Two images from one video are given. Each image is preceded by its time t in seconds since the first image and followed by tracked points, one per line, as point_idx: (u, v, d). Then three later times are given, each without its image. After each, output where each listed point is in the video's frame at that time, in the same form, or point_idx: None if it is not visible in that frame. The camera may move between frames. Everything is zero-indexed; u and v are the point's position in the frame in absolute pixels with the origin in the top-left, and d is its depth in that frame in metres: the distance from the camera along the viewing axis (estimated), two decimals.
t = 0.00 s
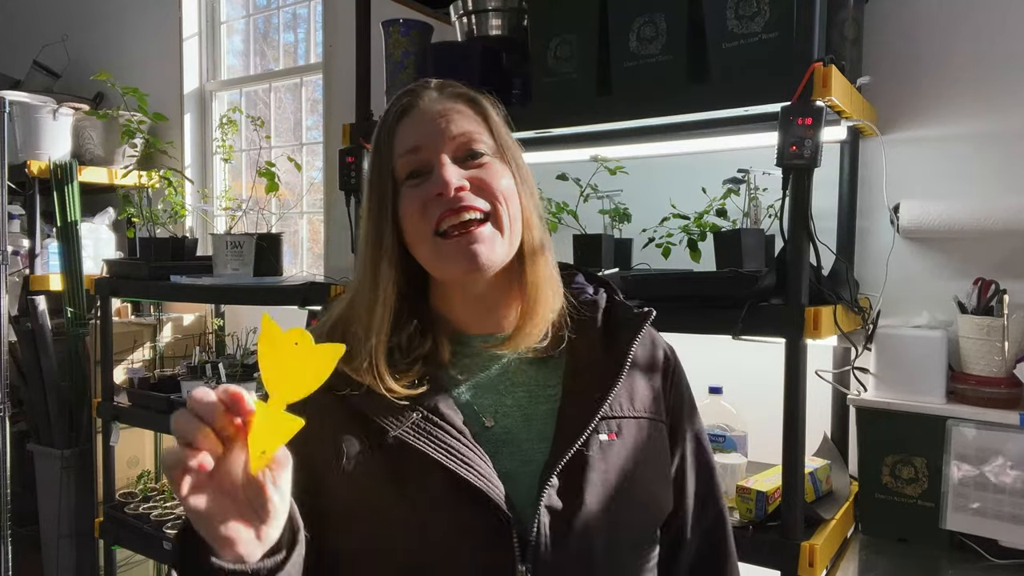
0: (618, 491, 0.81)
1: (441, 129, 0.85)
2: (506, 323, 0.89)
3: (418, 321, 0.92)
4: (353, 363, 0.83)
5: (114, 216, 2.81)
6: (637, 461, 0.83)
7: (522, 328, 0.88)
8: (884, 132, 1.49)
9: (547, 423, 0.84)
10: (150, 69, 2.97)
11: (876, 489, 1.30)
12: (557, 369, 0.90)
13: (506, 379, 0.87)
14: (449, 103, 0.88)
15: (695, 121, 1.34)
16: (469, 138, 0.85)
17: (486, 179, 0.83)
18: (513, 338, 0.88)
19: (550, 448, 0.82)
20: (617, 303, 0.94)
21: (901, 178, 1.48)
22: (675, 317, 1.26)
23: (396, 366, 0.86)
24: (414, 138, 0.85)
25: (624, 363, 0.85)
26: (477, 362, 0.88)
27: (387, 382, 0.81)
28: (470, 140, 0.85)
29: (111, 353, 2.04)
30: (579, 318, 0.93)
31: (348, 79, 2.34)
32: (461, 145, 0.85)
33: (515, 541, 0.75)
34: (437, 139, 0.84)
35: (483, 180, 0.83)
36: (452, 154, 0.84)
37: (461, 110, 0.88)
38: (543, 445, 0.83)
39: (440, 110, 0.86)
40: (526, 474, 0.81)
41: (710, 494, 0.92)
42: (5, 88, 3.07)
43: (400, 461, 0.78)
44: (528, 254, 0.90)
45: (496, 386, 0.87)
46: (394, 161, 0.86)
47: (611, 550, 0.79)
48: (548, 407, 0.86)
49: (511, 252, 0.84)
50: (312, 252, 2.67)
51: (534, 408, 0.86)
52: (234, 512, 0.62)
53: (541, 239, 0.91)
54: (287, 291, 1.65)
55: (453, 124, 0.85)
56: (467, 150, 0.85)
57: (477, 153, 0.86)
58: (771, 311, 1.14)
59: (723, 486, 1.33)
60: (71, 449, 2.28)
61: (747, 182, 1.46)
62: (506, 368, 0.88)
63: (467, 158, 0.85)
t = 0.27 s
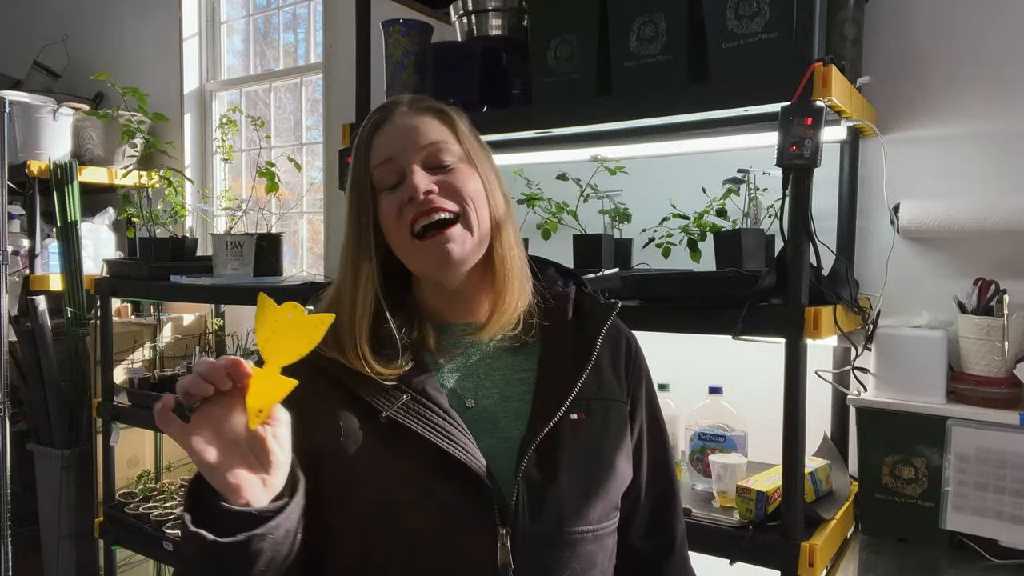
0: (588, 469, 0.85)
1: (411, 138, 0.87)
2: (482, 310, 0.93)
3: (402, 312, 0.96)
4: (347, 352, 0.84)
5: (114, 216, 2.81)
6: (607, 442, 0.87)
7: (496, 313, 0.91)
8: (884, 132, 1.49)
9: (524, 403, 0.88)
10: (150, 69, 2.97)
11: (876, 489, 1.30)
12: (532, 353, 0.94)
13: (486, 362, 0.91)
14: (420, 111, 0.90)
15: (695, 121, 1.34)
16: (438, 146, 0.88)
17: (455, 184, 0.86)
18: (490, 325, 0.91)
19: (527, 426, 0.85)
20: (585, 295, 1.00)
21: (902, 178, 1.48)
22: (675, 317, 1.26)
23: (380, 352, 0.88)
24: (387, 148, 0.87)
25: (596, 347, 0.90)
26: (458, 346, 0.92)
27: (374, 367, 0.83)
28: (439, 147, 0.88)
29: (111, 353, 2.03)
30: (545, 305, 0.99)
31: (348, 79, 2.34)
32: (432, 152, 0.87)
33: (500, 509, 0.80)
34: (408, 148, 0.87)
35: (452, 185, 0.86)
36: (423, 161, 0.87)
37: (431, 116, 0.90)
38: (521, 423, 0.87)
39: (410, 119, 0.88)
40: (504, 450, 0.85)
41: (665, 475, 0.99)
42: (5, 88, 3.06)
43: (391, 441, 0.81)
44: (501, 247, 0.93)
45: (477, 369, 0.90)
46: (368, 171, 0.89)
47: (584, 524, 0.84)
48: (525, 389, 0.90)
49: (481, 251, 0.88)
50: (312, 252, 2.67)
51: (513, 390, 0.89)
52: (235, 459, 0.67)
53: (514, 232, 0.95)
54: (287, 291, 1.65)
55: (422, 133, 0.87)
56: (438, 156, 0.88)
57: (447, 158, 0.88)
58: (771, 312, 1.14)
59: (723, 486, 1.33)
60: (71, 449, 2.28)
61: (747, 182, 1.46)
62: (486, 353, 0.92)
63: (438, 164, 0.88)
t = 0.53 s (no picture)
0: (575, 448, 0.94)
1: (395, 150, 0.94)
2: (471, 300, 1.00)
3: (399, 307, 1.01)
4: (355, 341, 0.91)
5: (114, 216, 2.81)
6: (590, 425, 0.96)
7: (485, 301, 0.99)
8: (885, 132, 1.49)
9: (517, 386, 0.97)
10: (150, 69, 2.97)
11: (876, 489, 1.30)
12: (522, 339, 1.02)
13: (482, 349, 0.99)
14: (401, 128, 0.97)
15: (696, 121, 1.34)
16: (420, 156, 0.94)
17: (440, 187, 0.93)
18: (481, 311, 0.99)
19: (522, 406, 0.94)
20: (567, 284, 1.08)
21: (902, 178, 1.48)
22: (675, 317, 1.26)
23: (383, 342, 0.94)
24: (374, 164, 0.94)
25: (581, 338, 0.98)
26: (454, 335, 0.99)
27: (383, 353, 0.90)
28: (422, 156, 0.95)
29: (111, 353, 2.03)
30: (529, 293, 1.06)
31: (348, 79, 2.34)
32: (416, 161, 0.94)
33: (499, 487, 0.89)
34: (393, 161, 0.94)
35: (438, 188, 0.93)
36: (408, 171, 0.93)
37: (412, 131, 0.97)
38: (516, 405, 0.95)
39: (391, 136, 0.95)
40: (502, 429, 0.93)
41: (641, 459, 1.07)
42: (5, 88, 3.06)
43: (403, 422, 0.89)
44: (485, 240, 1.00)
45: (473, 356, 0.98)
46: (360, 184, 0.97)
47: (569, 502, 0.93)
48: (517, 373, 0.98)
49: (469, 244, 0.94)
50: (312, 252, 2.67)
51: (506, 374, 0.98)
52: (337, 433, 0.72)
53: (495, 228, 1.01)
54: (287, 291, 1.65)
55: (405, 146, 0.94)
56: (422, 165, 0.94)
57: (430, 166, 0.95)
58: (771, 312, 1.14)
59: (723, 486, 1.33)
60: (71, 450, 2.27)
61: (747, 182, 1.46)
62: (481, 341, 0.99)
63: (422, 172, 0.94)
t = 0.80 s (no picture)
0: (584, 435, 0.97)
1: (418, 150, 0.98)
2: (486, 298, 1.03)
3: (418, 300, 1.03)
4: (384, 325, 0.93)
5: (114, 216, 2.81)
6: (597, 413, 1.00)
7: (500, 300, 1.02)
8: (885, 132, 1.49)
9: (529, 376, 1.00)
10: (150, 69, 2.97)
11: (876, 489, 1.30)
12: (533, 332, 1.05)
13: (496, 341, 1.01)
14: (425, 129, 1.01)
15: (696, 121, 1.34)
16: (441, 156, 0.98)
17: (460, 185, 0.96)
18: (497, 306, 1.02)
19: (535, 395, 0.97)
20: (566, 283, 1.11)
21: (902, 178, 1.48)
22: (675, 317, 1.26)
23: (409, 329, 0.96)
24: (398, 162, 0.98)
25: (589, 328, 1.02)
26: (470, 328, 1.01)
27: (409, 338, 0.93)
28: (444, 156, 0.98)
29: (111, 353, 2.03)
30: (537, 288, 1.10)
31: (348, 79, 2.34)
32: (436, 160, 0.98)
33: (518, 475, 0.91)
34: (416, 159, 0.97)
35: (457, 186, 0.96)
36: (429, 169, 0.97)
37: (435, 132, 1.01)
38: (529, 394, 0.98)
39: (415, 137, 1.00)
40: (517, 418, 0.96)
41: (634, 445, 1.11)
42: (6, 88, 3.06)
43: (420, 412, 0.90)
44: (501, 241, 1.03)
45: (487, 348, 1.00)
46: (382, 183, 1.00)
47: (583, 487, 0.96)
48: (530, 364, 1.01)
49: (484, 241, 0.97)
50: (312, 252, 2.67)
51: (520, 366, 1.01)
52: (264, 416, 0.72)
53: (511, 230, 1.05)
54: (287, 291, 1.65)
55: (428, 146, 0.98)
56: (443, 164, 0.98)
57: (451, 165, 0.98)
58: (771, 312, 1.14)
59: (723, 486, 1.33)
60: (71, 449, 2.27)
61: (747, 182, 1.46)
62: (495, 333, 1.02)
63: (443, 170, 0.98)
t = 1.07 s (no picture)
0: (578, 438, 0.98)
1: (436, 161, 0.97)
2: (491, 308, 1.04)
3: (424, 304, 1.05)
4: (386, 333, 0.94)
5: (114, 216, 2.81)
6: (591, 417, 1.01)
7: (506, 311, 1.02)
8: (884, 132, 1.49)
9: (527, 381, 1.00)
10: (150, 69, 2.97)
11: (876, 489, 1.30)
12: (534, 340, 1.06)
13: (496, 345, 1.01)
14: (445, 139, 1.00)
15: (696, 121, 1.34)
16: (458, 168, 0.98)
17: (473, 201, 0.97)
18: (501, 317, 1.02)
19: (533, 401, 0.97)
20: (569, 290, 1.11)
21: (902, 178, 1.48)
22: (675, 317, 1.26)
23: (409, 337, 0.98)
24: (416, 171, 0.98)
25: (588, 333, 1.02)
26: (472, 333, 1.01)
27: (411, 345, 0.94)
28: (461, 169, 0.98)
29: (111, 353, 2.03)
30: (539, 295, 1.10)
31: (348, 79, 2.34)
32: (453, 173, 0.97)
33: (514, 476, 0.91)
34: (433, 170, 0.97)
35: (470, 202, 0.96)
36: (445, 182, 0.97)
37: (455, 142, 1.00)
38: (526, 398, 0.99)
39: (435, 146, 0.99)
40: (514, 422, 0.96)
41: (620, 448, 1.11)
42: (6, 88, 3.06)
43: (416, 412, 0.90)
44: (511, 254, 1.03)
45: (487, 353, 1.00)
46: (398, 189, 1.00)
47: (576, 490, 0.97)
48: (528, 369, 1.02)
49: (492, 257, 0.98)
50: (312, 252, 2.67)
51: (519, 370, 1.01)
52: (343, 432, 0.75)
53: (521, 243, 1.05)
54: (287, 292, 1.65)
55: (446, 157, 0.98)
56: (459, 177, 0.98)
57: (468, 179, 0.98)
58: (771, 312, 1.14)
59: (723, 486, 1.33)
60: (71, 449, 2.27)
61: (747, 182, 1.46)
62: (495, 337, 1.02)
63: (459, 184, 0.98)
